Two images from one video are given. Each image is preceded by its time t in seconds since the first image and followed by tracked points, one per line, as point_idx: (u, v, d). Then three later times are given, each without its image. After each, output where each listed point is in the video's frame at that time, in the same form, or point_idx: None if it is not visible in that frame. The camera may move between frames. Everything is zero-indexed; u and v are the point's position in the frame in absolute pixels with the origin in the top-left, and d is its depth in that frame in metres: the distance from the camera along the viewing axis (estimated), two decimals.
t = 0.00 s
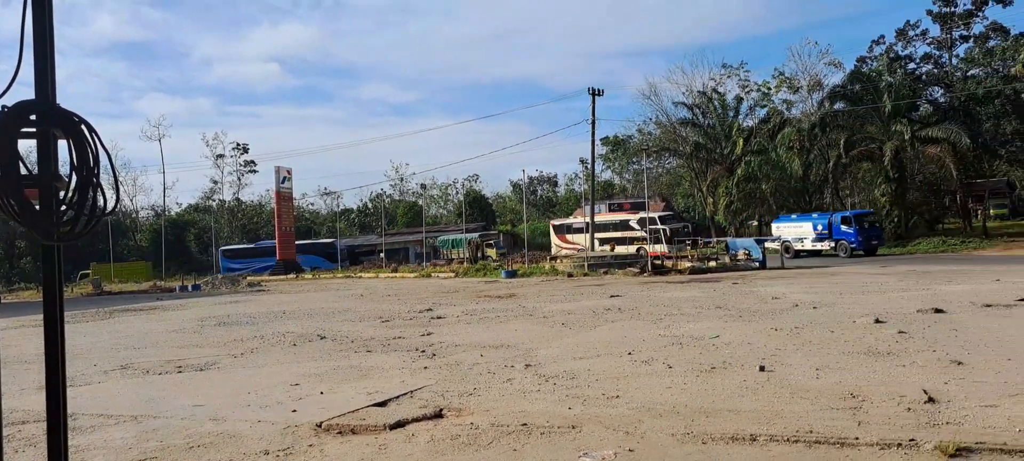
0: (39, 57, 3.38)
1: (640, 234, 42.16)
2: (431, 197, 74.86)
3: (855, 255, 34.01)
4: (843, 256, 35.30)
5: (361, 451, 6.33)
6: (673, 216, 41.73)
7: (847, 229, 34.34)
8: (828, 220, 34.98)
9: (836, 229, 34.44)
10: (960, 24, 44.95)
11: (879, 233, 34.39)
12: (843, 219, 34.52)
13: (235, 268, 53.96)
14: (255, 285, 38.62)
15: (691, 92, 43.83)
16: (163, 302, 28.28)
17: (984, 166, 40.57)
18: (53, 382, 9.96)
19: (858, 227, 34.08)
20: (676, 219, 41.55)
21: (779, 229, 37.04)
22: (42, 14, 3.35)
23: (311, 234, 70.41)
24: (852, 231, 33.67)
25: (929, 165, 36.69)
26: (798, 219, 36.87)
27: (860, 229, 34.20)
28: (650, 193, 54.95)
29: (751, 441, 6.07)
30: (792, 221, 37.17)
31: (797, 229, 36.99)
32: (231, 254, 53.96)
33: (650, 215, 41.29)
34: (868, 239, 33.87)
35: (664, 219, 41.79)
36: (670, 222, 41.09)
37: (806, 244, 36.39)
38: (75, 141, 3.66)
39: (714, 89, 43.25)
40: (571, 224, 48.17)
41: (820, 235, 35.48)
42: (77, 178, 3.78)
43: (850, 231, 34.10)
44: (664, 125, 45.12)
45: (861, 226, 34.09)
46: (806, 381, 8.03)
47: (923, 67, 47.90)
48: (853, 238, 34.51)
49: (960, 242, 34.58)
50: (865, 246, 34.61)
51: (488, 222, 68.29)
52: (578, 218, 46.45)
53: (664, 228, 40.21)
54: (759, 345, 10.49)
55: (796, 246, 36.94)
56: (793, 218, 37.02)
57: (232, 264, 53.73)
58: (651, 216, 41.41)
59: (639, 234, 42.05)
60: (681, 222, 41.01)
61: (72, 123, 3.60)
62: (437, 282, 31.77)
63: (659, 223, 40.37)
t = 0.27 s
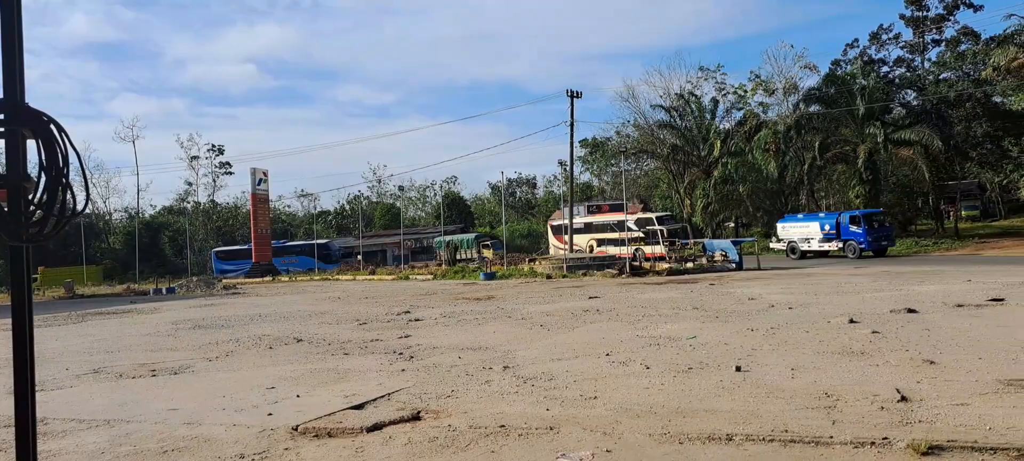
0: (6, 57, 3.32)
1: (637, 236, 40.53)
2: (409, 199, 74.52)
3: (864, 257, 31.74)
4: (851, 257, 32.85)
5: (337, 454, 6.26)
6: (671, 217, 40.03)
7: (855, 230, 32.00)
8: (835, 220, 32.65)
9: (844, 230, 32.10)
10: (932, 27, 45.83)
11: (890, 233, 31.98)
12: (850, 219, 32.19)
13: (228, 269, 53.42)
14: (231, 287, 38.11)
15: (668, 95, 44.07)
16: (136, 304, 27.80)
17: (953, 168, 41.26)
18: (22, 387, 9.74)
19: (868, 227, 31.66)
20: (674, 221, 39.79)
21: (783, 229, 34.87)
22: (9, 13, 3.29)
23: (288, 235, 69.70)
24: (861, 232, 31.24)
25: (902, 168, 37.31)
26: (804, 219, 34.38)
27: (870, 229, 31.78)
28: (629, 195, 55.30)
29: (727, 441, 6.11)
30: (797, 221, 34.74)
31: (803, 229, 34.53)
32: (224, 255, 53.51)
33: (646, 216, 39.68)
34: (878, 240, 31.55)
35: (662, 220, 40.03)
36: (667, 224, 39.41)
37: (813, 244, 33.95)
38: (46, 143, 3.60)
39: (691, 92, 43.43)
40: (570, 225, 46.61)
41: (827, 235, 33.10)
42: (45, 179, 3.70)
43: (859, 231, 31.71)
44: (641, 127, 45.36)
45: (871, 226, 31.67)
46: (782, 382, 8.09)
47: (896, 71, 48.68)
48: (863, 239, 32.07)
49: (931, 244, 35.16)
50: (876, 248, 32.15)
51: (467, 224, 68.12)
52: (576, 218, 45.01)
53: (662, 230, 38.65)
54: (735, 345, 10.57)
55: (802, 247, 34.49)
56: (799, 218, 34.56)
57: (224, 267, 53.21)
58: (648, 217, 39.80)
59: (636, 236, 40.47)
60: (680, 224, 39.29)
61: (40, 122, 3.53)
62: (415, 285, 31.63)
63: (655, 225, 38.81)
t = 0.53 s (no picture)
0: None
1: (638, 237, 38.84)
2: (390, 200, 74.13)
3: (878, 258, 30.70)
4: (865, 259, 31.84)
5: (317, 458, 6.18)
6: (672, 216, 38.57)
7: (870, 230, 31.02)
8: (849, 219, 31.69)
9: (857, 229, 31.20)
10: (908, 31, 46.59)
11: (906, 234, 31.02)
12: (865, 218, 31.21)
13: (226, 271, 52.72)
14: (208, 290, 37.60)
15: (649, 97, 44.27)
16: (112, 307, 27.33)
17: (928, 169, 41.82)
18: None
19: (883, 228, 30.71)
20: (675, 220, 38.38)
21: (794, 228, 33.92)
22: None
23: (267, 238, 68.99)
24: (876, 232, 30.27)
25: (879, 169, 37.91)
26: (816, 218, 33.45)
27: (885, 229, 30.82)
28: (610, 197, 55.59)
29: (706, 442, 6.12)
30: (809, 220, 33.84)
31: (814, 229, 33.61)
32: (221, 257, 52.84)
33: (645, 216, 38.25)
34: (892, 240, 30.60)
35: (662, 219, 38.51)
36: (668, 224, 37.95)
37: (824, 245, 33.04)
38: (17, 141, 3.58)
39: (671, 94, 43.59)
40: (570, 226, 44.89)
41: (839, 235, 32.21)
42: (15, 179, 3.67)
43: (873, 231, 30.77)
44: (622, 129, 45.55)
45: (886, 226, 30.73)
46: (760, 382, 8.13)
47: (873, 74, 49.35)
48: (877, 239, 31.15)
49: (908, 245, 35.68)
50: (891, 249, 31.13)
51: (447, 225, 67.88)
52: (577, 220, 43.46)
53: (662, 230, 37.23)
54: (715, 346, 10.62)
55: (813, 247, 33.57)
56: (811, 217, 33.61)
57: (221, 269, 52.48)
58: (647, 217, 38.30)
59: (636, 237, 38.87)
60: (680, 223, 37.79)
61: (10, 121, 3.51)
62: (396, 287, 31.43)
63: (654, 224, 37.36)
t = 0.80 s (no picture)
0: None
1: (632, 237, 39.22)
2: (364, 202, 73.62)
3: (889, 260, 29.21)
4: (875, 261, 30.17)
5: None
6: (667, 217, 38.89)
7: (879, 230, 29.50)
8: (858, 219, 30.17)
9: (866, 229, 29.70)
10: (878, 35, 47.45)
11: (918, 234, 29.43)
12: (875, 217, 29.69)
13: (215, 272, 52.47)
14: (180, 293, 36.94)
15: (624, 100, 44.47)
16: (80, 311, 26.72)
17: (896, 172, 42.54)
18: None
19: (894, 227, 29.11)
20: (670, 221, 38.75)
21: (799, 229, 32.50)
22: None
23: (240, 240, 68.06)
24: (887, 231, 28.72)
25: (851, 171, 38.55)
26: (823, 218, 32.04)
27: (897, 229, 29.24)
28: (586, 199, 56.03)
29: (680, 442, 6.14)
30: (815, 220, 32.36)
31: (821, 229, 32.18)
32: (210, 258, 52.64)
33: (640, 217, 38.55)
34: (904, 240, 29.02)
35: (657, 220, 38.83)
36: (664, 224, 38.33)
37: (831, 245, 31.48)
38: None
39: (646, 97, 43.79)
40: (563, 227, 43.83)
41: (848, 236, 30.65)
42: None
43: (884, 231, 29.18)
44: (597, 131, 45.84)
45: (898, 226, 29.14)
46: (733, 383, 8.18)
47: (844, 78, 50.15)
48: (888, 240, 29.48)
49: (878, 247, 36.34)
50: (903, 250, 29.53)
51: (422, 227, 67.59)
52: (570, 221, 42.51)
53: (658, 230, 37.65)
54: (688, 347, 10.69)
55: (820, 248, 31.99)
56: (817, 217, 32.16)
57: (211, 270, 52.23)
58: (642, 218, 38.69)
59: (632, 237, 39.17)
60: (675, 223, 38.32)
61: None
62: (370, 289, 31.23)
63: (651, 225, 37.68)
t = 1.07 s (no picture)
0: None
1: (621, 238, 38.39)
2: (329, 204, 72.84)
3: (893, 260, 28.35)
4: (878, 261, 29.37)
5: None
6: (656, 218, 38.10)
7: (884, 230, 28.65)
8: (861, 218, 29.34)
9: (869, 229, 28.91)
10: (838, 40, 48.48)
11: (924, 234, 28.64)
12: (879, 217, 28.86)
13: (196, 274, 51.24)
14: (140, 296, 36.04)
15: (590, 103, 44.66)
16: (34, 316, 25.87)
17: (855, 175, 43.42)
18: None
19: (899, 227, 28.29)
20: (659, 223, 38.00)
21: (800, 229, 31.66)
22: None
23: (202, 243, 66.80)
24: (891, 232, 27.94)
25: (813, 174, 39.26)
26: (824, 218, 31.21)
27: (901, 229, 28.39)
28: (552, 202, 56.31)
29: (645, 443, 6.15)
30: (815, 220, 31.54)
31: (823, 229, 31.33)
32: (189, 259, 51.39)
33: (629, 219, 37.73)
34: (909, 241, 28.16)
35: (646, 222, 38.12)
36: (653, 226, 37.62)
37: (833, 246, 30.67)
38: None
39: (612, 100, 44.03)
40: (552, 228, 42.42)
41: (850, 236, 29.83)
42: None
43: (889, 231, 28.35)
44: (565, 134, 46.03)
45: (902, 226, 28.30)
46: (698, 384, 8.24)
47: (806, 82, 51.10)
48: (892, 240, 28.71)
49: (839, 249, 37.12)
50: (909, 250, 28.61)
51: (388, 230, 67.10)
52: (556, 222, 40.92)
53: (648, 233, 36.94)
54: (654, 348, 10.76)
55: (821, 249, 31.18)
56: (818, 217, 31.34)
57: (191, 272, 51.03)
58: (630, 221, 37.84)
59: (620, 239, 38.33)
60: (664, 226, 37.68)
61: None
62: (336, 292, 30.85)
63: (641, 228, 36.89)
